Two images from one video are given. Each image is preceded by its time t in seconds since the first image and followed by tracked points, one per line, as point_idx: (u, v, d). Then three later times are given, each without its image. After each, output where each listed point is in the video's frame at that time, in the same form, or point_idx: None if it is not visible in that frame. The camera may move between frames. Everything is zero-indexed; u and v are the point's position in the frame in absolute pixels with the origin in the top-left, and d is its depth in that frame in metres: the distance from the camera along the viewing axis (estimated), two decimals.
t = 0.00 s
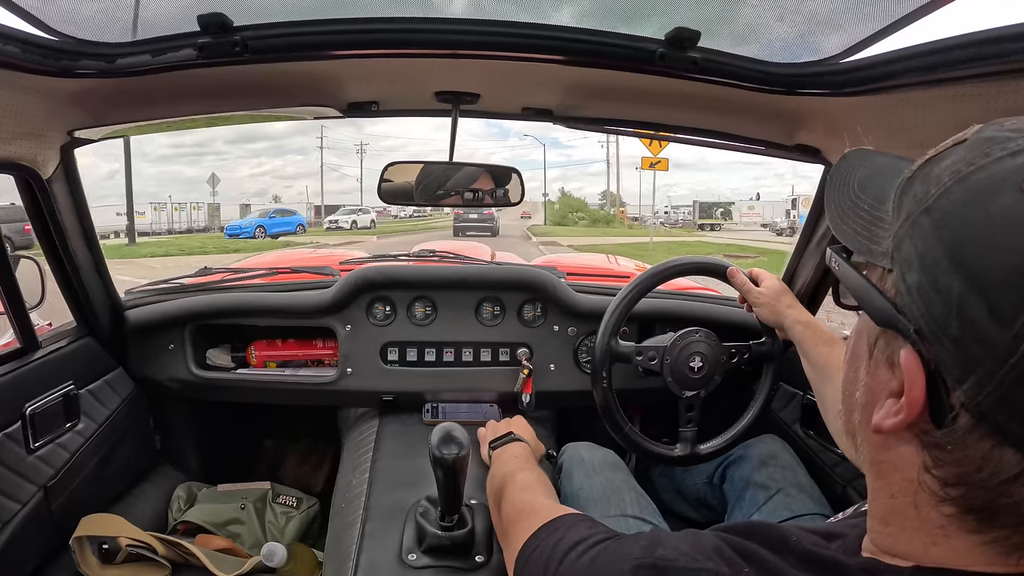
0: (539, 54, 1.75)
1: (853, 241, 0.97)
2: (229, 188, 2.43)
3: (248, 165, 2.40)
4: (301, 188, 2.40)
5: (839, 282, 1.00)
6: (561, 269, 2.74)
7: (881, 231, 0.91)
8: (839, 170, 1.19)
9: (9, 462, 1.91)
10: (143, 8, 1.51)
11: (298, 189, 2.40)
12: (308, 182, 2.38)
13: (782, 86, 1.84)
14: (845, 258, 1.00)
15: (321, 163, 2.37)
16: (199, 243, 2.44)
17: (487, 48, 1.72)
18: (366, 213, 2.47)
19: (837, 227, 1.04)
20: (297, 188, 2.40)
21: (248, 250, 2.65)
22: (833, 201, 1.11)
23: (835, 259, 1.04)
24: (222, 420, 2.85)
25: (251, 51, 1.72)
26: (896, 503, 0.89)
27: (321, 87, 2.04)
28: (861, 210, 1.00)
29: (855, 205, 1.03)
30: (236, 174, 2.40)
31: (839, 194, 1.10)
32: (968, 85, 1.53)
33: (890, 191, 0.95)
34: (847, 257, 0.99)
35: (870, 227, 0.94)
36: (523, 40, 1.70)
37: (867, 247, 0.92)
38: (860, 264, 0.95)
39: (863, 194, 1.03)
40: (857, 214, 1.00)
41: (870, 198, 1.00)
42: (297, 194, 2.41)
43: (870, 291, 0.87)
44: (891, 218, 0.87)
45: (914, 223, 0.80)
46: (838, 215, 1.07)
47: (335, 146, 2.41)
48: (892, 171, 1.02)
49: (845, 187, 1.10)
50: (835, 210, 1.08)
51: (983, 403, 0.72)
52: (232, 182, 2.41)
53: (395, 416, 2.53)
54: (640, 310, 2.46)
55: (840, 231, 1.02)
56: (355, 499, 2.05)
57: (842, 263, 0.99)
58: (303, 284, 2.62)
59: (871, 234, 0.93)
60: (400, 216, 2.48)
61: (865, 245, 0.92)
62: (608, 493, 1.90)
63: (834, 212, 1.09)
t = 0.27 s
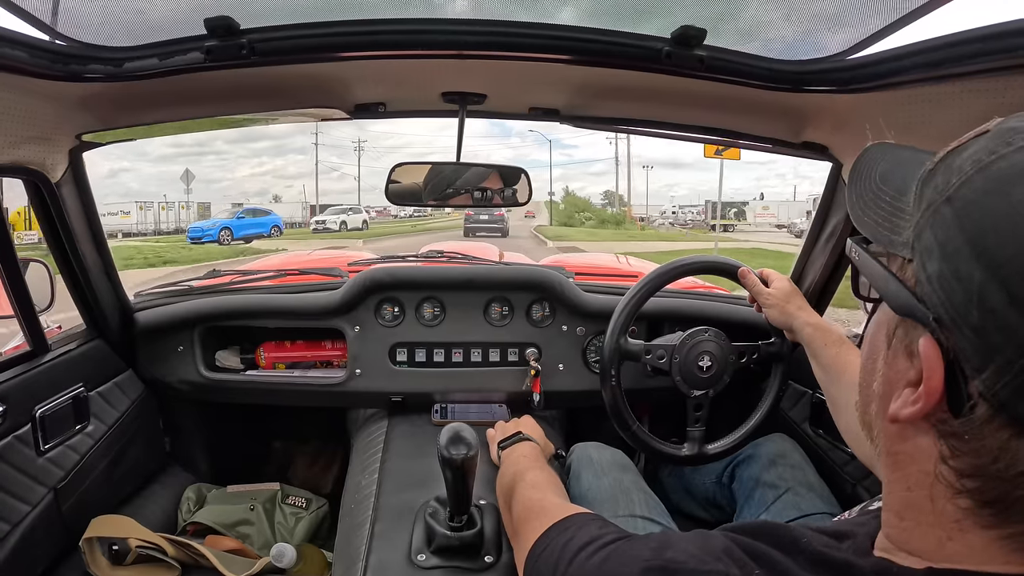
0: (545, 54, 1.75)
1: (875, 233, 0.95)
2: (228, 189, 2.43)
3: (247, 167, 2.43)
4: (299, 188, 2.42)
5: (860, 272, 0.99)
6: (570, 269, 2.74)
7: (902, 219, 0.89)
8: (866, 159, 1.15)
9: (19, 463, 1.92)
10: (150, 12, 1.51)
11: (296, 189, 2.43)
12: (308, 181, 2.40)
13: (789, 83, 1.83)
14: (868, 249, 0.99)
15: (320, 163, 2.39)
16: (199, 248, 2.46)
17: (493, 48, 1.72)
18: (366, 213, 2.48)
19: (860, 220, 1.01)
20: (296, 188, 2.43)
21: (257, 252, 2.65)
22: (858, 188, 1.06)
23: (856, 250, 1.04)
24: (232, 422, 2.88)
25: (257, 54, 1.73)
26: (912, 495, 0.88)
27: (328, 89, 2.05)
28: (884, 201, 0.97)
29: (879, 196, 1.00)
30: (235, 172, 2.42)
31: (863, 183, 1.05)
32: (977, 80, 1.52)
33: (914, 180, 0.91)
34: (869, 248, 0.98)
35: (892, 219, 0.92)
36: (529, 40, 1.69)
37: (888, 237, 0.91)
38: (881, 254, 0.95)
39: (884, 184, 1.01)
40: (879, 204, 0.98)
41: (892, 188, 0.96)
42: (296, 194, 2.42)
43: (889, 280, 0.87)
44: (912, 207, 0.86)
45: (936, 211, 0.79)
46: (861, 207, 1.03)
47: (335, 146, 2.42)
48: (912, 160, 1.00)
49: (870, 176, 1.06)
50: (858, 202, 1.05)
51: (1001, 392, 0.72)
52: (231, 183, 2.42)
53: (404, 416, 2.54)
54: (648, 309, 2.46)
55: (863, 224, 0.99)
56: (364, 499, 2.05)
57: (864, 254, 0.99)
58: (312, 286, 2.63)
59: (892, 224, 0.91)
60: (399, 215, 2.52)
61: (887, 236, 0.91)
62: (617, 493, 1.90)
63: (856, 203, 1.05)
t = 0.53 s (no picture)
0: (552, 54, 1.75)
1: (872, 243, 0.98)
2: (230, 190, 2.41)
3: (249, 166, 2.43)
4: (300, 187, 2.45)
5: (862, 280, 0.98)
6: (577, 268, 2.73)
7: (900, 230, 0.91)
8: (858, 176, 1.21)
9: (27, 462, 1.93)
10: (158, 13, 1.52)
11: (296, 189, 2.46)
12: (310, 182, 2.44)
13: (796, 82, 1.82)
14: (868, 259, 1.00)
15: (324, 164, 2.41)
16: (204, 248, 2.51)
17: (500, 47, 1.72)
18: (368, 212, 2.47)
19: (857, 231, 1.05)
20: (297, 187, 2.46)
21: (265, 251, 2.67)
22: (852, 206, 1.12)
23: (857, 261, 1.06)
24: (238, 420, 2.89)
25: (264, 54, 1.73)
26: (918, 498, 0.86)
27: (335, 89, 2.05)
28: (880, 212, 1.01)
29: (873, 208, 1.05)
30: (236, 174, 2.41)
31: (859, 196, 1.11)
32: (985, 78, 1.51)
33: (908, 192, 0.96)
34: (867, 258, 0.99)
35: (888, 227, 0.95)
36: (535, 40, 1.69)
37: (886, 247, 0.92)
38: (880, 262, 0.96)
39: (882, 198, 1.04)
40: (876, 216, 1.01)
41: (888, 201, 1.01)
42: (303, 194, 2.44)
43: (888, 286, 0.87)
44: (909, 215, 0.87)
45: (931, 217, 0.80)
46: (858, 220, 1.07)
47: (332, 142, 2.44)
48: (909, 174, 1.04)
49: (863, 193, 1.12)
50: (855, 216, 1.09)
51: (1002, 387, 0.71)
52: (233, 183, 2.41)
53: (412, 416, 2.54)
54: (656, 308, 2.45)
55: (860, 233, 1.03)
56: (372, 498, 2.05)
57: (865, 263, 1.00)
58: (319, 286, 2.64)
59: (889, 234, 0.93)
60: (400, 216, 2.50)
61: (885, 246, 0.93)
62: (625, 492, 1.90)
63: (854, 216, 1.09)
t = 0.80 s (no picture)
0: (562, 54, 1.75)
1: (871, 250, 0.98)
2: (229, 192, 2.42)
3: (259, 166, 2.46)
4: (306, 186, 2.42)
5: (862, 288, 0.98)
6: (586, 269, 2.73)
7: (900, 239, 0.91)
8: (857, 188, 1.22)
9: (37, 461, 1.94)
10: (169, 15, 1.53)
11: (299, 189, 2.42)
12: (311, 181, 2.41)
13: (805, 82, 1.81)
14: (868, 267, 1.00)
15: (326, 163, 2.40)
16: (211, 246, 2.54)
17: (510, 48, 1.72)
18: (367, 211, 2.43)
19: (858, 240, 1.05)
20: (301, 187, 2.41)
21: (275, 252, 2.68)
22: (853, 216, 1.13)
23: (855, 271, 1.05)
24: (247, 421, 2.90)
25: (274, 56, 1.74)
26: (925, 499, 0.86)
27: (344, 90, 2.06)
28: (880, 221, 1.02)
29: (872, 218, 1.05)
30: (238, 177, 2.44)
31: (859, 206, 1.11)
32: (994, 77, 1.50)
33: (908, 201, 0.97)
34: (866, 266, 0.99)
35: (888, 237, 0.95)
36: (544, 40, 1.69)
37: (887, 255, 0.92)
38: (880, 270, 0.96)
39: (881, 208, 1.05)
40: (877, 227, 1.01)
41: (888, 209, 1.02)
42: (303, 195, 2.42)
43: (886, 291, 0.88)
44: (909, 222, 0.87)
45: (931, 223, 0.80)
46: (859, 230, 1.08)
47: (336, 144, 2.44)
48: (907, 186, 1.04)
49: (863, 203, 1.13)
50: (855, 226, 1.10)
51: (1006, 384, 0.70)
52: (232, 182, 2.42)
53: (420, 416, 2.54)
54: (664, 309, 2.45)
55: (859, 242, 1.04)
56: (380, 498, 2.06)
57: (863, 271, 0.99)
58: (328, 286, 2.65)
59: (889, 243, 0.94)
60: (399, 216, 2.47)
61: (884, 255, 0.93)
62: (632, 493, 1.89)
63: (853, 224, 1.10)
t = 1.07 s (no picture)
0: (575, 54, 1.74)
1: (885, 251, 0.97)
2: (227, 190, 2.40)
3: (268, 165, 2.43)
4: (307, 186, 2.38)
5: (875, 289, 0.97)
6: (596, 270, 2.72)
7: (914, 240, 0.90)
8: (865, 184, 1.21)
9: (48, 459, 1.96)
10: (182, 16, 1.54)
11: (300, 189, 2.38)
12: (312, 180, 2.38)
13: (817, 82, 1.80)
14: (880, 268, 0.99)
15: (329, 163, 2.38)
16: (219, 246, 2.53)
17: (523, 48, 1.72)
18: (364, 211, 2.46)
19: (870, 242, 1.04)
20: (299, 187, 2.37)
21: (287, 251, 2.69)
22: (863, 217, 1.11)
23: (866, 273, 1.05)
24: (258, 420, 2.90)
25: (286, 56, 1.74)
26: (940, 503, 0.85)
27: (355, 91, 2.06)
28: (891, 221, 1.01)
29: (884, 218, 1.04)
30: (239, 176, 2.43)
31: (870, 206, 1.10)
32: (1010, 77, 1.48)
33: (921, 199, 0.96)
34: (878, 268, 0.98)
35: (903, 237, 0.94)
36: (556, 40, 1.69)
37: (902, 257, 0.91)
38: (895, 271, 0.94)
39: (892, 207, 1.03)
40: (890, 227, 1.00)
41: (899, 209, 1.01)
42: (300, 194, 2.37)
43: (903, 294, 0.86)
44: (924, 224, 0.86)
45: (949, 225, 0.79)
46: (870, 231, 1.07)
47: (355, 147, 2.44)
48: (918, 184, 1.03)
49: (873, 203, 1.12)
50: (866, 227, 1.08)
51: None
52: (232, 182, 2.39)
53: (431, 417, 2.55)
54: (676, 310, 2.44)
55: (872, 244, 1.03)
56: (390, 499, 2.06)
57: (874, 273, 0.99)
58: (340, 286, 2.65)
59: (904, 244, 0.92)
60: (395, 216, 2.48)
61: (899, 256, 0.92)
62: (642, 495, 1.89)
63: (864, 226, 1.09)
